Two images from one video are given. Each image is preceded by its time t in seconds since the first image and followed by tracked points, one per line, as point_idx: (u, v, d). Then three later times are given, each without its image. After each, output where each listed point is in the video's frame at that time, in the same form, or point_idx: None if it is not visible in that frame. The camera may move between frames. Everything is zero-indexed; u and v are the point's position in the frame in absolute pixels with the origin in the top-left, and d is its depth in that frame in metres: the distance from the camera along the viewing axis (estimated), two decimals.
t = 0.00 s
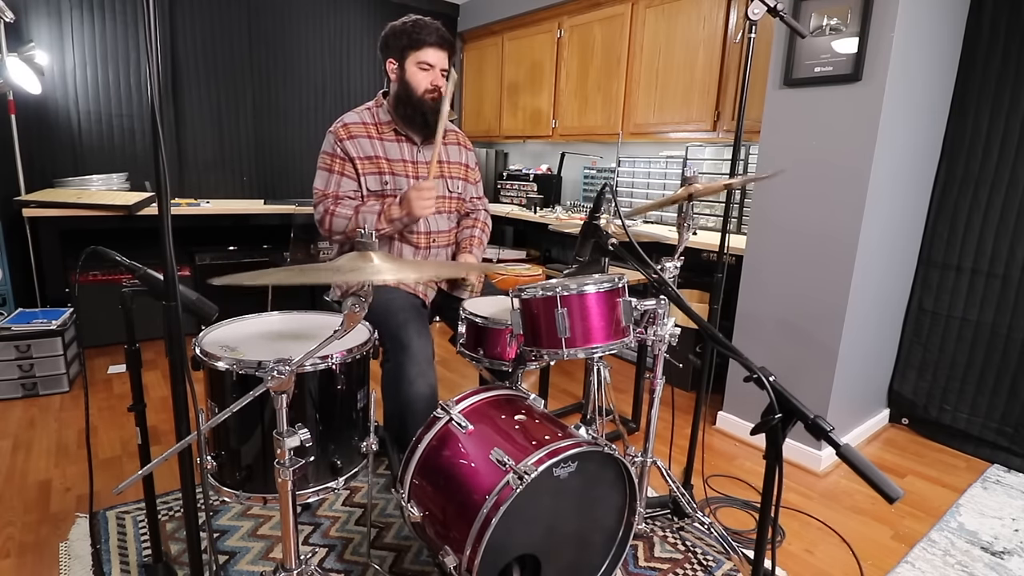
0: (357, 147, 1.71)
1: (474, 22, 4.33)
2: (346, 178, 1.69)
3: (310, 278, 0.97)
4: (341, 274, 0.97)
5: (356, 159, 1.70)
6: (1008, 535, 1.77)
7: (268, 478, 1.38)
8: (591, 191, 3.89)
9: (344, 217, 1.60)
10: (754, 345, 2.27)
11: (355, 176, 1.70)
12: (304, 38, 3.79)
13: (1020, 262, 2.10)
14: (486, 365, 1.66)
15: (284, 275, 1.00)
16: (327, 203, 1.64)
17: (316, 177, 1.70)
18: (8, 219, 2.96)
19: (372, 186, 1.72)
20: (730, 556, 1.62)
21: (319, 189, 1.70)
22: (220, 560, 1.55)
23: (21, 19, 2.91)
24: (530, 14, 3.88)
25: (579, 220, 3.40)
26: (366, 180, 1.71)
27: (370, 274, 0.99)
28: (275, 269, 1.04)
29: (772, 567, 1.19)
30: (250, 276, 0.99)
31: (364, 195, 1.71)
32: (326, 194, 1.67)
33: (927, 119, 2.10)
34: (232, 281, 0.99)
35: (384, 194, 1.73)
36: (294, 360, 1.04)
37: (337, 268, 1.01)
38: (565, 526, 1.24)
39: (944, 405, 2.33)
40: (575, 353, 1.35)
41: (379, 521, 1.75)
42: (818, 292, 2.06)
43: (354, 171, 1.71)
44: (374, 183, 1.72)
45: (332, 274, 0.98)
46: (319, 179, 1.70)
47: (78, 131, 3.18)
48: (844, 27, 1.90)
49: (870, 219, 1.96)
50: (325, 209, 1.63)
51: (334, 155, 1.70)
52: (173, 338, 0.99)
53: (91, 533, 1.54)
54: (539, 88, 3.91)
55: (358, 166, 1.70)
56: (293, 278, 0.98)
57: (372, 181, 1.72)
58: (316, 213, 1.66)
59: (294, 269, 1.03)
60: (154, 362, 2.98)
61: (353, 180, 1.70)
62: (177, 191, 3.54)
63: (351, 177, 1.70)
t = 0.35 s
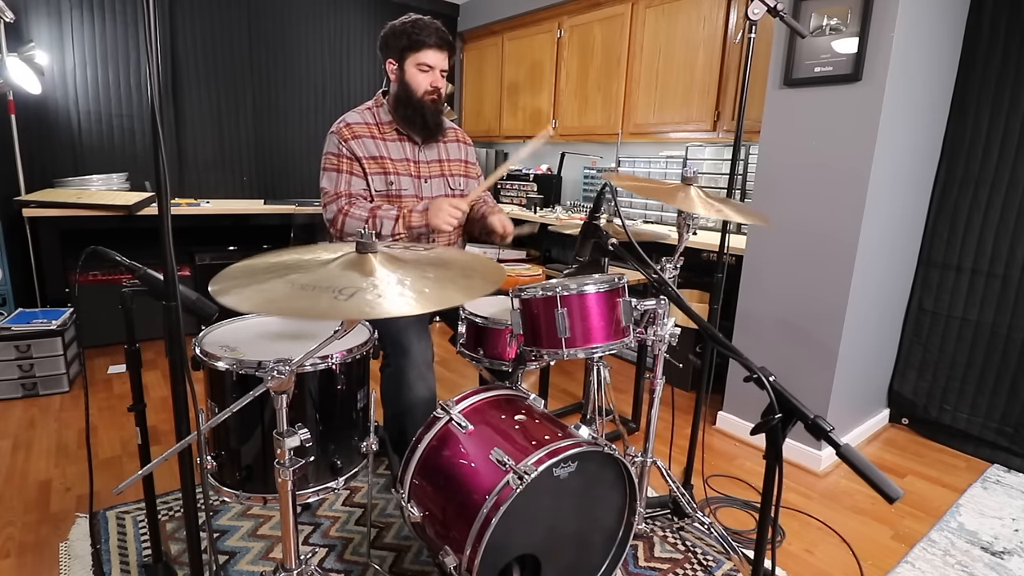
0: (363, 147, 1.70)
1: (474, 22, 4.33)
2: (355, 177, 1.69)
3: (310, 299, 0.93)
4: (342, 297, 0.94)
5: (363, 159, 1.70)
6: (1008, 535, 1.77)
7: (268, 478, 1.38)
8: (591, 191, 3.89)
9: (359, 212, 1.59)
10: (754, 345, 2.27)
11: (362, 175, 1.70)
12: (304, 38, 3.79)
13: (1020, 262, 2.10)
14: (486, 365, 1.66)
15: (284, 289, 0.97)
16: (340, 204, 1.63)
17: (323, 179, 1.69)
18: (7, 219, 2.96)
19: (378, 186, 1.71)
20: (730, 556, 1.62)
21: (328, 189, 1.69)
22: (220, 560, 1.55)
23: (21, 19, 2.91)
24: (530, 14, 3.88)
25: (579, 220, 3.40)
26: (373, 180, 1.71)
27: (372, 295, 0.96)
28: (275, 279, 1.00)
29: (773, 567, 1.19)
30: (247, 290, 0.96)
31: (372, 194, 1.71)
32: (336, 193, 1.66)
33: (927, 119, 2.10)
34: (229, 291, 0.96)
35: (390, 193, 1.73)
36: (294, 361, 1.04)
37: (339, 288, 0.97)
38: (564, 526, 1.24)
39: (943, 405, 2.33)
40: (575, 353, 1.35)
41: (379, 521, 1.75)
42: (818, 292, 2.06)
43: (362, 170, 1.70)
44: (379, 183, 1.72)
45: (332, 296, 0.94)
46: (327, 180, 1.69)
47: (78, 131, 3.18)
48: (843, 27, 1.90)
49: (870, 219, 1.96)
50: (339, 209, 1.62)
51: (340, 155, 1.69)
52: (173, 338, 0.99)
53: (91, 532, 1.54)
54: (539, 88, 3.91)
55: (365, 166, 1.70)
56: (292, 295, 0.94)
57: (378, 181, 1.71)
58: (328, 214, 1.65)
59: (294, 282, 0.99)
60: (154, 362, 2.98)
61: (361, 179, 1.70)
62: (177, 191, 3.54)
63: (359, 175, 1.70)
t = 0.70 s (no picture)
0: (365, 143, 1.70)
1: (474, 22, 4.32)
2: (352, 174, 1.68)
3: (310, 284, 0.95)
4: (342, 280, 0.96)
5: (364, 156, 1.69)
6: (1008, 535, 1.77)
7: (268, 478, 1.38)
8: (591, 191, 3.89)
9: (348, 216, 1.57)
10: (754, 345, 2.27)
11: (362, 171, 1.69)
12: (304, 38, 3.79)
13: (1020, 262, 2.10)
14: (486, 365, 1.66)
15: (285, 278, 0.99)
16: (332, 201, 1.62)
17: (319, 172, 1.67)
18: (7, 219, 2.95)
19: (378, 183, 1.71)
20: (730, 556, 1.62)
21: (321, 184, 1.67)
22: (220, 560, 1.55)
23: (21, 19, 2.91)
24: (531, 14, 3.88)
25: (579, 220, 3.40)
26: (374, 177, 1.70)
27: (372, 278, 0.98)
28: (276, 271, 1.03)
29: (773, 567, 1.19)
30: (249, 280, 0.98)
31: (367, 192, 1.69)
32: (330, 190, 1.65)
33: (927, 119, 2.10)
34: (232, 283, 0.98)
35: (390, 190, 1.73)
36: (294, 360, 1.04)
37: (339, 273, 1.00)
38: (564, 526, 1.24)
39: (943, 405, 2.33)
40: (575, 353, 1.35)
41: (379, 521, 1.75)
42: (818, 292, 2.06)
43: (360, 167, 1.69)
44: (380, 180, 1.71)
45: (333, 280, 0.97)
46: (322, 174, 1.67)
47: (78, 131, 3.18)
48: (844, 27, 1.90)
49: (870, 219, 1.96)
50: (330, 207, 1.60)
51: (341, 151, 1.68)
52: (173, 338, 0.99)
53: (91, 533, 1.54)
54: (539, 87, 3.91)
55: (365, 163, 1.69)
56: (294, 281, 0.97)
57: (378, 178, 1.71)
58: (317, 209, 1.63)
59: (295, 271, 1.02)
60: (154, 362, 2.98)
61: (359, 176, 1.69)
62: (177, 191, 3.55)
63: (356, 172, 1.68)
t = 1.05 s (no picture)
0: (354, 148, 1.71)
1: (474, 22, 4.33)
2: (340, 179, 1.71)
3: (311, 296, 0.94)
4: (343, 292, 0.95)
5: (352, 161, 1.71)
6: (1008, 535, 1.77)
7: (268, 478, 1.38)
8: (591, 191, 3.89)
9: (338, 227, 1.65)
10: (754, 345, 2.27)
11: (352, 177, 1.71)
12: (304, 38, 3.79)
13: (1020, 262, 2.10)
14: (486, 365, 1.66)
15: (285, 287, 0.98)
16: (322, 207, 1.69)
17: (311, 177, 1.73)
18: (8, 219, 2.95)
19: (367, 187, 1.71)
20: (730, 556, 1.62)
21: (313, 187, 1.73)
22: (220, 560, 1.55)
23: (21, 19, 2.91)
24: (530, 14, 3.88)
25: (579, 220, 3.40)
26: (363, 181, 1.71)
27: (373, 289, 0.97)
28: (276, 279, 1.02)
29: (773, 567, 1.19)
30: (250, 289, 0.97)
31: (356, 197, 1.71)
32: (320, 195, 1.71)
33: (927, 119, 2.10)
34: (232, 292, 0.97)
35: (381, 195, 1.73)
36: (294, 360, 1.04)
37: (340, 283, 0.98)
38: (564, 526, 1.24)
39: (944, 405, 2.33)
40: (575, 353, 1.35)
41: (379, 521, 1.75)
42: (818, 292, 2.06)
43: (349, 172, 1.71)
44: (370, 185, 1.72)
45: (334, 291, 0.96)
46: (315, 177, 1.73)
47: (78, 131, 3.18)
48: (843, 27, 1.90)
49: (870, 219, 1.96)
50: (322, 213, 1.68)
51: (331, 155, 1.71)
52: (173, 338, 0.99)
53: (91, 533, 1.54)
54: (539, 87, 3.91)
55: (354, 167, 1.71)
56: (295, 292, 0.96)
57: (368, 182, 1.72)
58: (310, 213, 1.71)
59: (296, 280, 1.01)
60: (155, 362, 2.98)
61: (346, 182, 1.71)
62: (177, 191, 3.55)
63: (344, 178, 1.71)
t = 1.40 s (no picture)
0: (347, 141, 1.74)
1: (474, 22, 4.33)
2: (326, 170, 1.75)
3: (310, 288, 0.95)
4: (342, 284, 0.96)
5: (343, 152, 1.73)
6: (1008, 535, 1.77)
7: (268, 478, 1.38)
8: (591, 191, 3.89)
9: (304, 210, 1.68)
10: (754, 345, 2.27)
11: (342, 168, 1.73)
12: (304, 38, 3.79)
13: (1020, 262, 2.10)
14: (486, 365, 1.66)
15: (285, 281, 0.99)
16: (302, 193, 1.74)
17: (306, 164, 1.79)
18: (7, 218, 2.95)
19: (356, 180, 1.74)
20: (730, 556, 1.62)
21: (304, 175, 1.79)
22: (220, 560, 1.55)
23: (21, 19, 2.91)
24: (530, 14, 3.88)
25: (579, 220, 3.40)
26: (352, 173, 1.73)
27: (373, 282, 0.98)
28: (276, 274, 1.02)
29: (773, 567, 1.19)
30: (249, 284, 0.97)
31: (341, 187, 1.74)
32: (306, 182, 1.77)
33: (927, 119, 2.10)
34: (231, 287, 0.98)
35: (369, 188, 1.75)
36: (294, 360, 1.04)
37: (340, 277, 0.99)
38: (565, 526, 1.24)
39: (943, 405, 2.33)
40: (575, 354, 1.35)
41: (379, 521, 1.75)
42: (818, 292, 2.06)
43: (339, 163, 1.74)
44: (359, 177, 1.74)
45: (333, 283, 0.96)
46: (308, 166, 1.78)
47: (78, 131, 3.18)
48: (844, 27, 1.90)
49: (870, 219, 1.96)
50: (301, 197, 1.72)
51: (324, 147, 1.76)
52: (173, 338, 0.99)
53: (91, 532, 1.54)
54: (539, 87, 3.91)
55: (344, 159, 1.73)
56: (295, 285, 0.96)
57: (358, 175, 1.74)
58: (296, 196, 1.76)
59: (295, 275, 1.01)
60: (155, 362, 2.98)
61: (331, 172, 1.75)
62: (177, 191, 3.55)
63: (330, 168, 1.75)
